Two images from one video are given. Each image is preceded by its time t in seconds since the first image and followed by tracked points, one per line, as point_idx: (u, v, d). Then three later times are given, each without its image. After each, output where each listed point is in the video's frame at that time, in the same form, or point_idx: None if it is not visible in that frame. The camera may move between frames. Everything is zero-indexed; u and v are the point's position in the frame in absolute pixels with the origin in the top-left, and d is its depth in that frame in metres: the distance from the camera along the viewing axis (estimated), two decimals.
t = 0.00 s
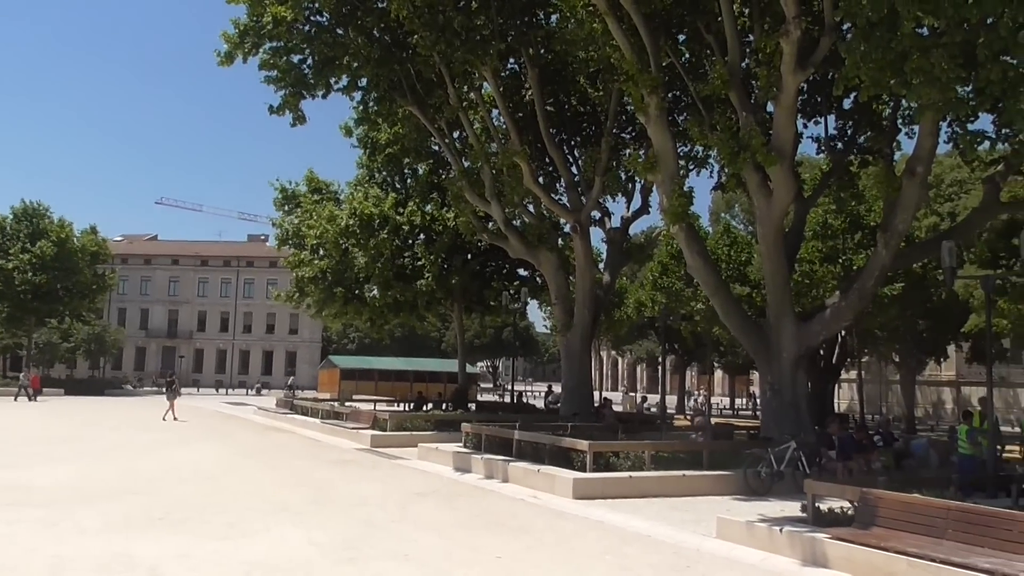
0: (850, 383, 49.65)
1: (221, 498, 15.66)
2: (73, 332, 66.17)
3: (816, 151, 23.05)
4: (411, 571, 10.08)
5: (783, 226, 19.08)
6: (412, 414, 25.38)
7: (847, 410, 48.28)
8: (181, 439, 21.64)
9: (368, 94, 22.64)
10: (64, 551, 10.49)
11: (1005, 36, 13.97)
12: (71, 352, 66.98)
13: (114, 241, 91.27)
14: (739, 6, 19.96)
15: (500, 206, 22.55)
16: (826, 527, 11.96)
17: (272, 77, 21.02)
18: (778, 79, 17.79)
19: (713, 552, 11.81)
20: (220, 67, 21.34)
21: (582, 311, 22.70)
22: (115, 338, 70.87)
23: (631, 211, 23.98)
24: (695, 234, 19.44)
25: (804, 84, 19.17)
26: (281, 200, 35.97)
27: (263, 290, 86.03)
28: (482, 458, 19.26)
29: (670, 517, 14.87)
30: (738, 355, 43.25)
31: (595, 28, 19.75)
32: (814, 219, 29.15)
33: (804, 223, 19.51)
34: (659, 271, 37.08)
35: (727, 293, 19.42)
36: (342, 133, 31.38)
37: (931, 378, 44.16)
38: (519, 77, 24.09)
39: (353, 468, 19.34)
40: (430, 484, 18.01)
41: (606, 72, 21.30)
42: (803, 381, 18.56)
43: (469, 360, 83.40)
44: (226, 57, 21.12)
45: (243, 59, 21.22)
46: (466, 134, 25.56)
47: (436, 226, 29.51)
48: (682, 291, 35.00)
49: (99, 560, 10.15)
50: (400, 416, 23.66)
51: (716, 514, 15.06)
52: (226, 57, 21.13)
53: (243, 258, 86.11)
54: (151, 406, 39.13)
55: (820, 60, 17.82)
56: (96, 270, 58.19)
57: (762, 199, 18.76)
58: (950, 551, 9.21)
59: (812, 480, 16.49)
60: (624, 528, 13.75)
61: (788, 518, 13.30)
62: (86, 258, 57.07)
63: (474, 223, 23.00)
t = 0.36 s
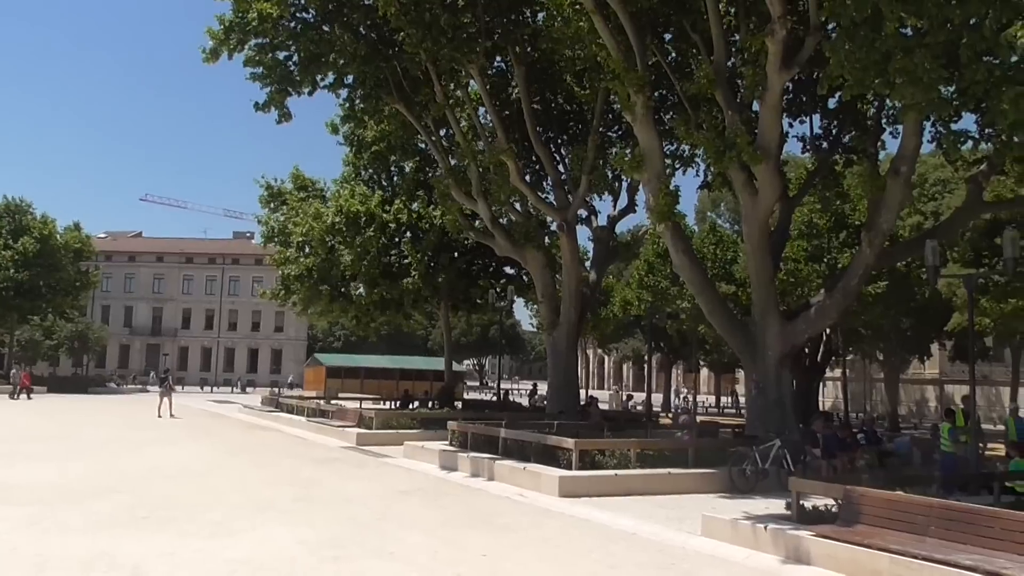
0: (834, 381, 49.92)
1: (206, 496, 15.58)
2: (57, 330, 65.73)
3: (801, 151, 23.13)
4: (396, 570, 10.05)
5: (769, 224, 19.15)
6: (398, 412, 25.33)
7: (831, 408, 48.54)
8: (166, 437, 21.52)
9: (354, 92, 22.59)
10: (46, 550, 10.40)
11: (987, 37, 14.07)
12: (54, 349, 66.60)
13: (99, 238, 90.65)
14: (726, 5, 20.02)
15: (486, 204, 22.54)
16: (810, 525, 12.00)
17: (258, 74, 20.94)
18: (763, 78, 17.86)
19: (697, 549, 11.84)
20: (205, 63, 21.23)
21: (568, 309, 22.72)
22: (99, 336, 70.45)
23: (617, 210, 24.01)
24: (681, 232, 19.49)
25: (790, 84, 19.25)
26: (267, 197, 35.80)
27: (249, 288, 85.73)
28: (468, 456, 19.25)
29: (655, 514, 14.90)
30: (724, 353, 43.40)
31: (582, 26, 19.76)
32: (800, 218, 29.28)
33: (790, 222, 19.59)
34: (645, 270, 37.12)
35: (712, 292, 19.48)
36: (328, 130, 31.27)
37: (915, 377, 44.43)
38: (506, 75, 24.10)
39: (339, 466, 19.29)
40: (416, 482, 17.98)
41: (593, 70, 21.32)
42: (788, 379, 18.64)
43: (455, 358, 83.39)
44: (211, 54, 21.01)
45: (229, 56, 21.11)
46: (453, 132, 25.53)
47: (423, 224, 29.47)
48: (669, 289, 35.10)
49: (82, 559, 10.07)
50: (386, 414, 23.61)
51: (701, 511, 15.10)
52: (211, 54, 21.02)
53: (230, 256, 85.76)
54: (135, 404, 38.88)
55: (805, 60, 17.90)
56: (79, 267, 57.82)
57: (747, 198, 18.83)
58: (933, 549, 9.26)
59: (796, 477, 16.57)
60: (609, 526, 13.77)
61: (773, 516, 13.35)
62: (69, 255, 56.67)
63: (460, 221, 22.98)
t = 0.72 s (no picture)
0: (821, 378, 50.14)
1: (194, 496, 15.52)
2: (42, 330, 65.39)
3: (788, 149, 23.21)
4: (384, 569, 10.03)
5: (756, 222, 19.21)
6: (387, 411, 25.29)
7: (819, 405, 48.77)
8: (152, 437, 21.41)
9: (341, 90, 22.55)
10: (31, 551, 10.34)
11: (969, 35, 14.20)
12: (39, 349, 66.25)
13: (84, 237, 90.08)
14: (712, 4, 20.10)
15: (474, 202, 22.53)
16: (797, 521, 12.05)
17: (243, 72, 20.87)
18: (750, 76, 17.92)
19: (686, 546, 11.87)
20: (191, 62, 21.14)
21: (557, 308, 22.74)
22: (84, 335, 70.12)
23: (605, 208, 24.04)
24: (668, 231, 19.52)
25: (776, 82, 19.31)
26: (254, 197, 35.66)
27: (236, 287, 85.46)
28: (456, 454, 19.25)
29: (644, 512, 14.93)
30: (711, 351, 43.53)
31: (569, 25, 19.77)
32: (787, 216, 29.38)
33: (776, 220, 19.66)
34: (633, 268, 37.19)
35: (700, 289, 19.53)
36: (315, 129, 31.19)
37: (901, 373, 44.68)
38: (493, 73, 24.10)
39: (327, 466, 19.24)
40: (404, 481, 17.96)
41: (580, 69, 21.36)
42: (775, 377, 18.71)
43: (444, 357, 83.39)
44: (196, 52, 20.92)
45: (214, 54, 21.03)
46: (440, 131, 25.53)
47: (411, 223, 29.41)
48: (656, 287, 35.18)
49: (67, 560, 10.02)
50: (374, 413, 23.56)
51: (690, 508, 15.13)
52: (196, 52, 20.93)
53: (216, 255, 85.45)
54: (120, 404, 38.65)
55: (791, 58, 17.97)
56: (64, 266, 57.50)
57: (734, 196, 18.88)
58: (919, 543, 9.33)
59: (783, 474, 16.64)
60: (598, 524, 13.79)
61: (761, 512, 13.39)
62: (54, 254, 56.35)
63: (448, 219, 22.96)
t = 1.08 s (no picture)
0: (810, 378, 50.36)
1: (182, 496, 15.45)
2: (29, 329, 65.11)
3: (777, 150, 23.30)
4: (373, 568, 10.03)
5: (745, 222, 19.27)
6: (376, 410, 25.24)
7: (808, 405, 48.95)
8: (140, 437, 21.29)
9: (331, 89, 22.53)
10: (18, 552, 10.28)
11: (955, 35, 14.31)
12: (26, 348, 65.95)
13: (71, 237, 89.58)
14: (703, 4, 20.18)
15: (464, 202, 22.54)
16: (786, 520, 12.09)
17: (233, 70, 20.84)
18: (739, 77, 18.00)
19: (675, 546, 11.89)
20: (180, 60, 21.10)
21: (547, 308, 22.77)
22: (71, 335, 69.82)
23: (595, 208, 24.07)
24: (658, 230, 19.56)
25: (765, 82, 19.38)
26: (243, 196, 35.53)
27: (225, 286, 85.22)
28: (446, 454, 19.22)
29: (633, 511, 14.95)
30: (701, 351, 43.63)
31: (559, 24, 19.83)
32: (776, 216, 29.49)
33: (766, 220, 19.72)
34: (623, 268, 37.26)
35: (690, 289, 19.57)
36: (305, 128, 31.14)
37: (889, 373, 44.89)
38: (483, 73, 24.12)
39: (317, 466, 19.19)
40: (394, 481, 17.94)
41: (570, 68, 21.40)
42: (764, 377, 18.77)
43: (434, 357, 83.36)
44: (185, 50, 20.88)
45: (203, 52, 20.99)
46: (431, 130, 25.53)
47: (401, 222, 29.37)
48: (646, 287, 35.28)
49: (54, 561, 9.96)
50: (364, 413, 23.51)
51: (679, 508, 15.16)
52: (185, 50, 20.88)
53: (205, 254, 85.20)
54: (108, 403, 38.44)
55: (780, 59, 18.04)
56: (51, 265, 57.23)
57: (724, 197, 18.94)
58: (905, 542, 9.37)
59: (772, 473, 16.69)
60: (588, 523, 13.80)
61: (750, 511, 13.43)
62: (41, 252, 56.10)
63: (438, 218, 22.95)
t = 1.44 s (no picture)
0: (801, 381, 50.53)
1: (171, 496, 15.39)
2: (18, 326, 64.87)
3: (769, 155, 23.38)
4: (362, 569, 10.01)
5: (737, 226, 19.31)
6: (367, 411, 25.21)
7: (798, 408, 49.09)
8: (129, 436, 21.19)
9: (324, 89, 22.52)
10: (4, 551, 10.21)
11: (946, 41, 14.38)
12: (15, 346, 65.70)
13: (62, 234, 89.24)
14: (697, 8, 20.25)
15: (457, 203, 22.55)
16: (775, 523, 12.11)
17: (226, 70, 20.81)
18: (732, 81, 18.06)
19: (664, 549, 11.89)
20: (172, 58, 21.06)
21: (539, 310, 22.78)
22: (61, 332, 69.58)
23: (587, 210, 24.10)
24: (650, 233, 19.59)
25: (758, 86, 19.43)
26: (235, 195, 35.45)
27: (217, 285, 85.04)
28: (437, 456, 19.21)
29: (623, 514, 14.96)
30: (692, 353, 43.71)
31: (553, 27, 19.88)
32: (768, 220, 29.58)
33: (757, 224, 19.76)
34: (615, 271, 37.32)
35: (681, 292, 19.60)
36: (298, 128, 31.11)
37: (879, 376, 45.06)
38: (476, 75, 24.15)
39: (306, 466, 19.15)
40: (384, 482, 17.90)
41: (564, 71, 21.45)
42: (755, 380, 18.80)
43: (425, 357, 83.30)
44: (178, 49, 20.84)
45: (196, 51, 20.95)
46: (424, 131, 25.54)
47: (393, 223, 29.35)
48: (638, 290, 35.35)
49: (41, 560, 9.90)
50: (354, 414, 23.47)
51: (669, 511, 15.17)
52: (178, 48, 20.85)
53: (196, 253, 85.01)
54: (96, 402, 38.25)
55: (773, 63, 18.11)
56: (41, 262, 57.03)
57: (716, 200, 18.99)
58: (894, 546, 9.41)
59: (762, 476, 16.73)
60: (578, 525, 13.80)
61: (740, 515, 13.44)
62: (31, 249, 55.88)
63: (430, 220, 22.95)
